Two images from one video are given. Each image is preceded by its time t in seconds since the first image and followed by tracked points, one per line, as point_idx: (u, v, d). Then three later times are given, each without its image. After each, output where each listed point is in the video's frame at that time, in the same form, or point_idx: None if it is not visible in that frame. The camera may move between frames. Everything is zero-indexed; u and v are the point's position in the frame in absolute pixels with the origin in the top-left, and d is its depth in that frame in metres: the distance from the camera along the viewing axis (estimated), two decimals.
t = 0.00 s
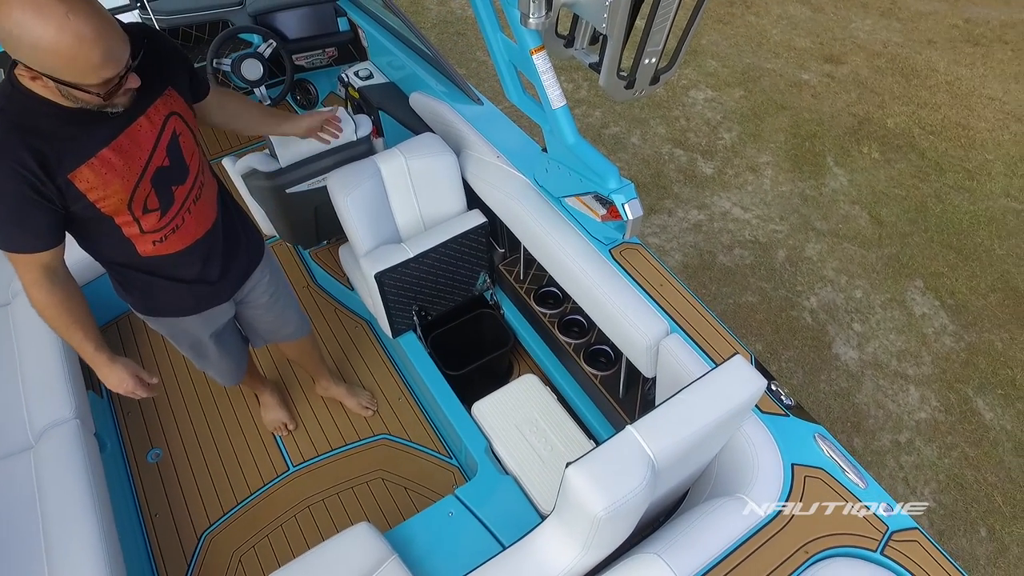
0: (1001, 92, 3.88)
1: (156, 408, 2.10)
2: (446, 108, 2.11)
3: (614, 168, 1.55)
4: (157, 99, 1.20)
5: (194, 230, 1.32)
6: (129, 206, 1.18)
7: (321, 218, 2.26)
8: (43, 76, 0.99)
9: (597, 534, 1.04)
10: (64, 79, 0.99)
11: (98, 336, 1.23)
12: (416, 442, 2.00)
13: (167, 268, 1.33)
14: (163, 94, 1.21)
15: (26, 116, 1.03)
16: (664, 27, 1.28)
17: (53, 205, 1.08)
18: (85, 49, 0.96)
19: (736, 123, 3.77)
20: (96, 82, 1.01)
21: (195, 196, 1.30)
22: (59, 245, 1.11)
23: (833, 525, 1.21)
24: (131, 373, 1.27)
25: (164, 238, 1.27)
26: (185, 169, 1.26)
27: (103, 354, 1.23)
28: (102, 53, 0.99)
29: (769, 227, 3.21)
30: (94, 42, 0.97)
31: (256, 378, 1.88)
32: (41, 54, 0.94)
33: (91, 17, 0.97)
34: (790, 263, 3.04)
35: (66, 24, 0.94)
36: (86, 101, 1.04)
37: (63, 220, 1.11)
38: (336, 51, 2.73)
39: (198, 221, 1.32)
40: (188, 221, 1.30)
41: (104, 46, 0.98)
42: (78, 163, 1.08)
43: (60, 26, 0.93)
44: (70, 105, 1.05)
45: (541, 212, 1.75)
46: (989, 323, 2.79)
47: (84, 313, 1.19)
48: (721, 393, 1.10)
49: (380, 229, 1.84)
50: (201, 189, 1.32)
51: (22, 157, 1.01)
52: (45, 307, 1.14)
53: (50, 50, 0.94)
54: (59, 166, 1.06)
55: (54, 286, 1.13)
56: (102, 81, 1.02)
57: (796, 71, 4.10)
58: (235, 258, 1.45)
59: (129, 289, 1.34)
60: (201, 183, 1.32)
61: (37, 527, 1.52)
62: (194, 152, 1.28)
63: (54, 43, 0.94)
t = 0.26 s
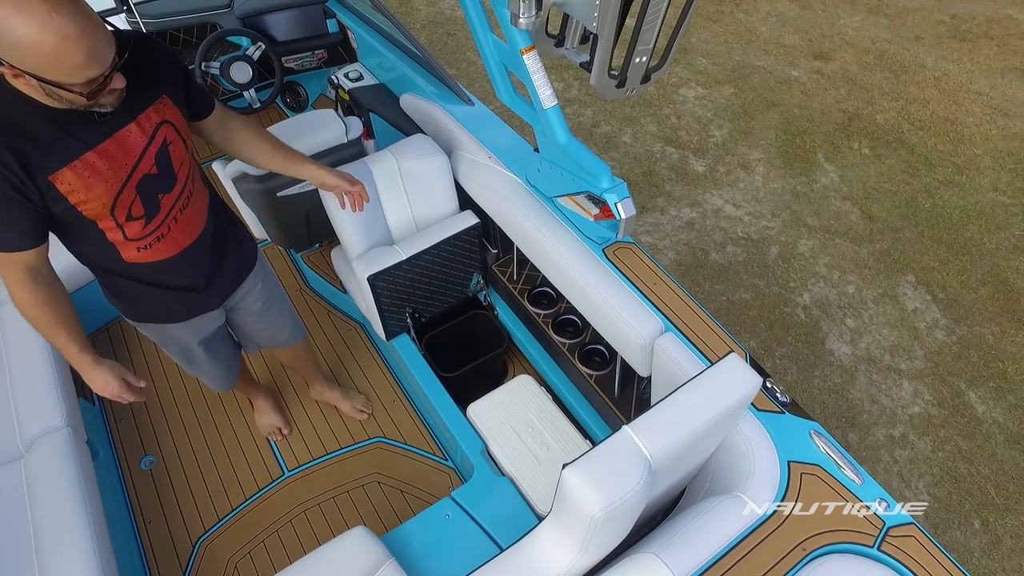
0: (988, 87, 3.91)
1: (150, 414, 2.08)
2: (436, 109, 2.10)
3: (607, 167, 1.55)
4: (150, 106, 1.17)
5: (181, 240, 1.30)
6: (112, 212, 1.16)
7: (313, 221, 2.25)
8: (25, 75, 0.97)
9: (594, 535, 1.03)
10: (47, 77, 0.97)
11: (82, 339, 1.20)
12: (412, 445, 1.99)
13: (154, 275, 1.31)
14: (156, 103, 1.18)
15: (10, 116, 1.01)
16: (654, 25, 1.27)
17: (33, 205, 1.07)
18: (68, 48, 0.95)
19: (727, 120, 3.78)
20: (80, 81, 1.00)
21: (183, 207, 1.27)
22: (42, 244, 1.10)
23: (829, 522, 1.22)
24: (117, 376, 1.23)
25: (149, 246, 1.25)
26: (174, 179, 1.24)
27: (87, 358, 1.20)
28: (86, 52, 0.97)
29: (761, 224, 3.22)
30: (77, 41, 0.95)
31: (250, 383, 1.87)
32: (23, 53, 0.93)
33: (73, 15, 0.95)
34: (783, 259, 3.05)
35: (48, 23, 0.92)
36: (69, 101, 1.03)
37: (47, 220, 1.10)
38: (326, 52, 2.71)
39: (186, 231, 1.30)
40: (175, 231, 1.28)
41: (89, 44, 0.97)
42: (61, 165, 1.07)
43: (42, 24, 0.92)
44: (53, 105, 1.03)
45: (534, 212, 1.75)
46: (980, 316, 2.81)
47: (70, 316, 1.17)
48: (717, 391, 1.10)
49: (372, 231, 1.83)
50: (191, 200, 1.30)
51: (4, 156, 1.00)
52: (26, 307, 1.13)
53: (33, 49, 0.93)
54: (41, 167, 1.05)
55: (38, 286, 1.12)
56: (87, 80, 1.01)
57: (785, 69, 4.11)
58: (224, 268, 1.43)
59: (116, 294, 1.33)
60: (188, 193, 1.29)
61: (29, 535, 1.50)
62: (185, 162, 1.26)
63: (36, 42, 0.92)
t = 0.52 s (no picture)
0: (976, 82, 3.93)
1: (144, 421, 2.06)
2: (429, 110, 2.09)
3: (599, 166, 1.55)
4: (142, 114, 1.16)
5: (165, 250, 1.28)
6: (93, 217, 1.15)
7: (305, 224, 2.24)
8: (14, 77, 0.96)
9: (592, 536, 1.03)
10: (36, 81, 0.96)
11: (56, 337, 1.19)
12: (408, 447, 1.98)
13: (139, 281, 1.30)
14: (149, 112, 1.17)
15: None
16: (646, 24, 1.27)
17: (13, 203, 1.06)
18: (60, 54, 0.94)
19: (718, 118, 3.79)
20: (70, 86, 0.99)
21: (170, 218, 1.26)
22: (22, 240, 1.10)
23: (828, 517, 1.22)
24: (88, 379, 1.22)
25: (131, 253, 1.24)
26: (161, 190, 1.22)
27: (59, 358, 1.19)
28: (77, 58, 0.96)
29: (754, 222, 3.22)
30: (69, 47, 0.94)
31: (244, 387, 1.85)
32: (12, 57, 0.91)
33: (64, 19, 0.94)
34: (776, 256, 3.06)
35: (40, 29, 0.91)
36: (58, 103, 1.02)
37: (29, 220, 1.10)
38: (316, 54, 2.70)
39: (171, 242, 1.28)
40: (159, 241, 1.26)
41: (80, 49, 0.96)
42: (41, 166, 1.06)
43: (33, 28, 0.90)
44: (41, 104, 1.02)
45: (527, 212, 1.74)
46: (972, 310, 2.82)
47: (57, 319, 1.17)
48: (714, 389, 1.10)
49: (365, 233, 1.82)
50: (179, 212, 1.28)
51: None
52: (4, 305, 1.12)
53: (23, 53, 0.91)
54: (22, 166, 1.04)
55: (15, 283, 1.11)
56: (78, 86, 1.00)
57: (776, 66, 4.12)
58: (210, 281, 1.41)
59: (102, 297, 1.32)
60: (174, 206, 1.26)
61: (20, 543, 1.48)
62: (175, 173, 1.24)
63: (27, 46, 0.91)
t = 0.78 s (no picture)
0: (968, 79, 3.95)
1: (139, 426, 2.05)
2: (422, 111, 2.08)
3: (595, 166, 1.55)
4: (137, 122, 1.15)
5: (153, 258, 1.27)
6: (79, 221, 1.14)
7: (299, 226, 2.23)
8: (9, 84, 0.95)
9: (590, 537, 1.02)
10: (31, 89, 0.95)
11: (34, 333, 1.20)
12: (405, 449, 1.97)
13: (128, 285, 1.29)
14: (144, 120, 1.16)
15: None
16: (641, 23, 1.27)
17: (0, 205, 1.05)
18: (56, 66, 0.93)
19: (712, 116, 3.79)
20: (65, 96, 0.99)
21: (159, 226, 1.24)
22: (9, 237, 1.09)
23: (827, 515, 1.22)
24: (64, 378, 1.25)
25: (118, 259, 1.22)
26: (151, 199, 1.20)
27: (37, 354, 1.21)
28: (74, 70, 0.96)
29: (749, 220, 3.23)
30: (65, 59, 0.93)
31: (240, 391, 1.84)
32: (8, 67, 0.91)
33: (63, 29, 0.93)
34: (771, 254, 3.06)
35: (37, 40, 0.90)
36: (51, 109, 1.01)
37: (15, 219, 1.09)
38: (308, 55, 2.69)
39: (160, 250, 1.27)
40: (147, 249, 1.25)
41: (77, 60, 0.95)
42: (28, 168, 1.05)
43: (31, 40, 0.89)
44: (33, 107, 1.02)
45: (522, 212, 1.74)
46: (966, 306, 2.83)
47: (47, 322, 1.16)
48: (712, 389, 1.09)
49: (360, 235, 1.81)
50: (170, 221, 1.26)
51: None
52: None
53: (18, 63, 0.90)
54: (9, 168, 1.03)
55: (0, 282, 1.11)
56: (72, 96, 1.00)
57: (769, 64, 4.13)
58: (200, 290, 1.40)
59: (90, 299, 1.31)
60: (165, 215, 1.25)
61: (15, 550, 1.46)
62: (167, 181, 1.23)
63: (24, 59, 0.90)
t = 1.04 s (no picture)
0: (961, 76, 3.96)
1: (135, 430, 2.03)
2: (417, 111, 2.08)
3: (591, 165, 1.55)
4: (128, 126, 1.13)
5: (145, 261, 1.26)
6: (69, 224, 1.13)
7: (295, 228, 2.22)
8: None
9: (590, 537, 1.02)
10: (14, 90, 0.94)
11: (30, 337, 1.19)
12: (403, 451, 1.97)
13: (119, 288, 1.28)
14: (136, 123, 1.14)
15: None
16: (636, 21, 1.27)
17: None
18: (36, 69, 0.92)
19: (707, 115, 3.79)
20: (48, 98, 0.98)
21: (151, 230, 1.23)
22: None
23: (826, 512, 1.22)
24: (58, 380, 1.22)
25: (109, 262, 1.22)
26: (142, 202, 1.19)
27: (32, 357, 1.19)
28: (56, 71, 0.94)
29: (744, 218, 3.23)
30: (47, 60, 0.92)
31: (236, 393, 1.83)
32: None
33: (46, 32, 0.92)
34: (767, 251, 3.07)
35: (18, 42, 0.89)
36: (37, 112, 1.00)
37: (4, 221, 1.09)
38: (303, 56, 2.69)
39: (152, 253, 1.26)
40: (139, 252, 1.24)
41: (58, 62, 0.94)
42: (16, 170, 1.04)
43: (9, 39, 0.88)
44: (20, 110, 1.01)
45: (519, 212, 1.74)
46: (961, 302, 2.84)
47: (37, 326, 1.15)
48: (711, 387, 1.09)
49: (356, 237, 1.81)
50: (162, 224, 1.25)
51: None
52: None
53: None
54: None
55: None
56: (55, 97, 0.98)
57: (763, 62, 4.14)
58: (193, 293, 1.39)
59: (83, 301, 1.31)
60: (157, 218, 1.24)
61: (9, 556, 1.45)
62: (159, 184, 1.22)
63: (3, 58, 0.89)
